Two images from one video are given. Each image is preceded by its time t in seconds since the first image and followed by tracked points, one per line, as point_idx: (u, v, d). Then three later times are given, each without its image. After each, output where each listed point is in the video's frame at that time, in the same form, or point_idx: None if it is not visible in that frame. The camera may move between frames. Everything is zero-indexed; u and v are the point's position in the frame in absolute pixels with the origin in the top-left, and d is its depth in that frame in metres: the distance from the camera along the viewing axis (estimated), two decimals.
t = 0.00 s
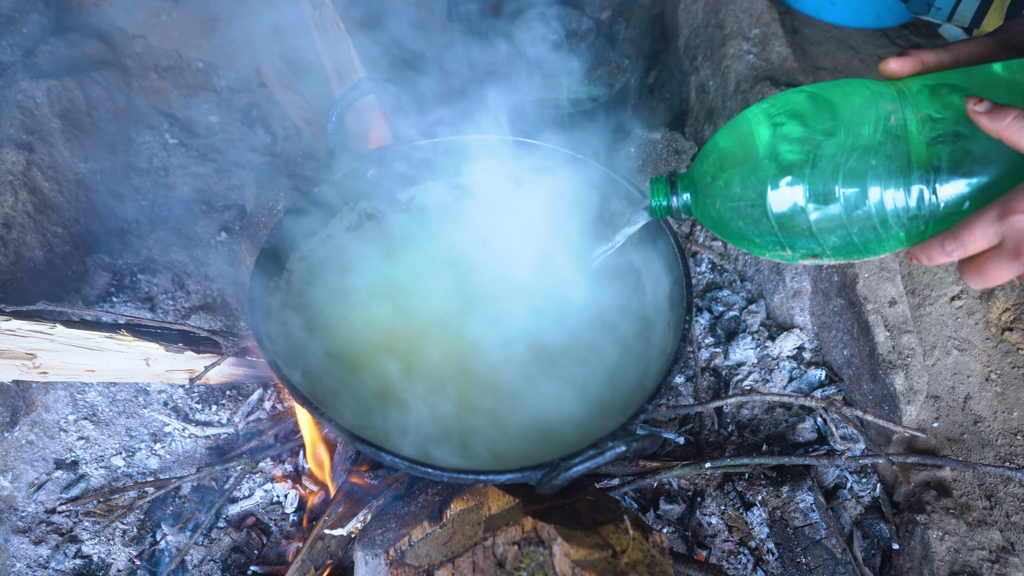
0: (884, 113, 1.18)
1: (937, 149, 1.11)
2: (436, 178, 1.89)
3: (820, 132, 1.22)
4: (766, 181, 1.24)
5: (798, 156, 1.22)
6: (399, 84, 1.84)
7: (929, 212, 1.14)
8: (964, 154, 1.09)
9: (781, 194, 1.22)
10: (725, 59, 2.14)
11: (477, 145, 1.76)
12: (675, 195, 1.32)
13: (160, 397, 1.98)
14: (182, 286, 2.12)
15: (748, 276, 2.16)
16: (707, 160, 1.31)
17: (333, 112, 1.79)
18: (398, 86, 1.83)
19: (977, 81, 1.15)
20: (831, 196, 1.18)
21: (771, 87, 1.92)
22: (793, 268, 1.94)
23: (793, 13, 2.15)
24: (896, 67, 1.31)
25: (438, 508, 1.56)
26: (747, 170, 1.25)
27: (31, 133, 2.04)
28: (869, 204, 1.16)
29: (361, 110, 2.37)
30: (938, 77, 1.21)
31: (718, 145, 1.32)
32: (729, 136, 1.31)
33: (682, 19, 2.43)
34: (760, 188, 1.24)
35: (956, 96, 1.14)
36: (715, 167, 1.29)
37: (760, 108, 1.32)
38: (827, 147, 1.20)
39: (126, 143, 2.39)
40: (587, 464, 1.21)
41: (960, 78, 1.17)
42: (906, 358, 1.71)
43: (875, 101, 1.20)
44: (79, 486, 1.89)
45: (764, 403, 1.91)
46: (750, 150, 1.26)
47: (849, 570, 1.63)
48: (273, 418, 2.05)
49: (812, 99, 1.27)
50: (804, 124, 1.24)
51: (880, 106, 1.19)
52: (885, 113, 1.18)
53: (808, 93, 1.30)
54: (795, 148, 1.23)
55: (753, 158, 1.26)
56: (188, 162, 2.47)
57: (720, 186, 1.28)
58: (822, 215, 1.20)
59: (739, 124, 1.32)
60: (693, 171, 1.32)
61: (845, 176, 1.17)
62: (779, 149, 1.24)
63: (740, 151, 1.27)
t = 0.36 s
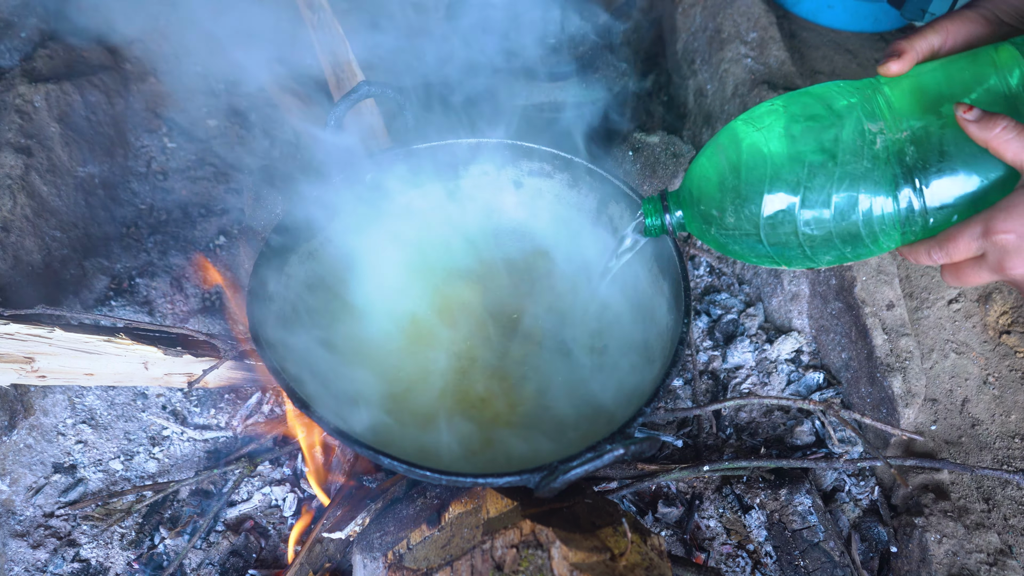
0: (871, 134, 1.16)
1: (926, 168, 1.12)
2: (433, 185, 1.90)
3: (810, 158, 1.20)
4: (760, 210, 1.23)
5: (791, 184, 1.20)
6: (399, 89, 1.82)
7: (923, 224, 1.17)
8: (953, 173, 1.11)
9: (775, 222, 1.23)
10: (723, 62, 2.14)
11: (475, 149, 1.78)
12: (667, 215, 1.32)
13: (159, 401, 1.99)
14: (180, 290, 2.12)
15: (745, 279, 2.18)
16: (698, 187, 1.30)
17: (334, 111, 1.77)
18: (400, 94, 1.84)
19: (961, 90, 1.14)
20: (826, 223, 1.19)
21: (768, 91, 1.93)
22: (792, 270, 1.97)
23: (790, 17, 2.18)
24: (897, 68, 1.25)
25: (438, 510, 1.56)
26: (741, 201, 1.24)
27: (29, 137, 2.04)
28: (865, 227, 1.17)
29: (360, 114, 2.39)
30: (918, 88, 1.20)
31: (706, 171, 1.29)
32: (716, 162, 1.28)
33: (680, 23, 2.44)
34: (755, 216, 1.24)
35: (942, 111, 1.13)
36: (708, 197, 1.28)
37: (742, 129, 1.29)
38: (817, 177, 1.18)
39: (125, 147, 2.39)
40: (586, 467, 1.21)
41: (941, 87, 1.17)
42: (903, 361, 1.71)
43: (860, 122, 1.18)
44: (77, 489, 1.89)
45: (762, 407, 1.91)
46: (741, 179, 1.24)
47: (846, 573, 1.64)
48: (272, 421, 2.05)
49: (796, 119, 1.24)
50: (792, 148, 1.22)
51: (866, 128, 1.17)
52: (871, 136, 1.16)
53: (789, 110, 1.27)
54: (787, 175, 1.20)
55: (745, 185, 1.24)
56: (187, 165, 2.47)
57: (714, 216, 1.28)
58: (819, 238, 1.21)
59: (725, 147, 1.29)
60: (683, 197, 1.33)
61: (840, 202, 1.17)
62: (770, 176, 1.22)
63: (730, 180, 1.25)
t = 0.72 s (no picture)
0: (873, 118, 1.19)
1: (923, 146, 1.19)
2: (434, 184, 1.91)
3: (814, 148, 1.21)
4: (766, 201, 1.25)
5: (796, 175, 1.22)
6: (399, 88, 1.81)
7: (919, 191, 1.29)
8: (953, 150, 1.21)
9: (781, 209, 1.26)
10: (723, 63, 2.14)
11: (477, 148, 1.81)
12: (665, 197, 1.29)
13: (158, 401, 1.99)
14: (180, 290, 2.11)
15: (745, 280, 2.19)
16: (702, 179, 1.28)
17: (332, 114, 1.76)
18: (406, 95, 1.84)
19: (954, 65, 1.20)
20: (831, 207, 1.24)
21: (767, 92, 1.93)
22: (791, 270, 2.01)
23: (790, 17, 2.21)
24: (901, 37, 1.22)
25: (438, 511, 1.56)
26: (746, 193, 1.25)
27: (29, 137, 2.05)
28: (867, 206, 1.25)
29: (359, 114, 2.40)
30: (908, 62, 1.24)
31: (709, 162, 1.27)
32: (718, 154, 1.26)
33: (680, 25, 2.45)
34: (760, 207, 1.26)
35: (940, 89, 1.18)
36: (710, 189, 1.27)
37: (740, 117, 1.27)
38: (823, 168, 1.21)
39: (124, 147, 2.39)
40: (586, 467, 1.21)
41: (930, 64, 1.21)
42: (903, 362, 1.71)
43: (861, 104, 1.21)
44: (77, 489, 1.88)
45: (762, 407, 1.91)
46: (746, 172, 1.24)
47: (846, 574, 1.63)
48: (272, 421, 2.05)
49: (794, 106, 1.24)
50: (795, 138, 1.22)
51: (868, 110, 1.20)
52: (874, 119, 1.20)
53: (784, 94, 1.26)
54: (793, 166, 1.22)
55: (750, 178, 1.24)
56: (187, 166, 2.47)
57: (717, 207, 1.29)
58: (822, 219, 1.27)
59: (725, 136, 1.27)
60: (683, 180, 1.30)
61: (844, 185, 1.22)
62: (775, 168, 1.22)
63: (734, 173, 1.25)
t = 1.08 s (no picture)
0: (872, 116, 1.20)
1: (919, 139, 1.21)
2: (434, 185, 1.91)
3: (815, 148, 1.21)
4: (769, 199, 1.28)
5: (798, 175, 1.23)
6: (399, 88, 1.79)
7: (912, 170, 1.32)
8: (947, 138, 1.23)
9: (783, 205, 1.29)
10: (723, 63, 2.14)
11: (477, 148, 1.81)
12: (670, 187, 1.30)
13: (159, 401, 2.00)
14: (180, 290, 2.11)
15: (745, 280, 2.20)
16: (705, 176, 1.28)
17: (333, 115, 1.76)
18: (401, 93, 1.81)
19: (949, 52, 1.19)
20: (832, 200, 1.27)
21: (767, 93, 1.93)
22: (792, 271, 2.01)
23: (791, 17, 2.23)
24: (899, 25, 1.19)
25: (438, 511, 1.56)
26: (750, 191, 1.27)
27: (30, 137, 2.05)
28: (866, 197, 1.28)
29: (360, 115, 2.39)
30: (904, 52, 1.23)
31: (711, 162, 1.28)
32: (719, 155, 1.26)
33: (680, 25, 2.45)
34: (764, 204, 1.29)
35: (937, 81, 1.18)
36: (713, 188, 1.29)
37: (740, 116, 1.26)
38: (824, 167, 1.22)
39: (125, 147, 2.39)
40: (586, 467, 1.21)
41: (927, 54, 1.21)
42: (904, 362, 1.71)
43: (860, 101, 1.21)
44: (78, 489, 1.88)
45: (763, 407, 1.91)
46: (748, 173, 1.25)
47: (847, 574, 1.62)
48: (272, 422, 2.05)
49: (794, 106, 1.23)
50: (796, 139, 1.21)
51: (866, 107, 1.20)
52: (872, 116, 1.20)
53: (783, 92, 1.24)
54: (794, 166, 1.23)
55: (753, 178, 1.25)
56: (187, 166, 2.48)
57: (721, 204, 1.32)
58: (823, 210, 1.31)
59: (726, 136, 1.25)
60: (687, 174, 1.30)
61: (845, 180, 1.24)
62: (777, 169, 1.23)
63: (736, 174, 1.25)
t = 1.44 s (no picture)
0: (881, 115, 1.19)
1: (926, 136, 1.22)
2: (434, 185, 1.91)
3: (824, 146, 1.21)
4: (778, 199, 1.29)
5: (807, 174, 1.24)
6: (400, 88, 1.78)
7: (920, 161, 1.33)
8: (955, 133, 1.24)
9: (792, 202, 1.29)
10: (723, 65, 2.15)
11: (477, 150, 1.82)
12: (676, 185, 1.32)
13: (160, 402, 1.99)
14: (181, 291, 2.11)
15: (745, 281, 2.20)
16: (715, 175, 1.29)
17: (333, 116, 1.76)
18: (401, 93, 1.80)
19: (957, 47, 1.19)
20: (841, 198, 1.28)
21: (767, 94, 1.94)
22: (792, 273, 2.02)
23: (791, 18, 2.22)
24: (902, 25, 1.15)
25: (438, 512, 1.56)
26: (760, 191, 1.28)
27: (31, 138, 2.05)
28: (875, 192, 1.29)
29: (360, 115, 2.39)
30: (913, 47, 1.22)
31: (720, 163, 1.27)
32: (728, 156, 1.26)
33: (680, 26, 2.46)
34: (773, 203, 1.30)
35: (946, 77, 1.18)
36: (722, 188, 1.30)
37: (749, 116, 1.24)
38: (832, 166, 1.23)
39: (126, 148, 2.39)
40: (586, 469, 1.21)
41: (936, 50, 1.20)
42: (903, 363, 1.71)
43: (869, 98, 1.20)
44: (78, 490, 1.89)
45: (763, 408, 1.91)
46: (758, 174, 1.25)
47: None
48: (272, 422, 2.04)
49: (803, 106, 1.21)
50: (806, 139, 1.21)
51: (875, 105, 1.19)
52: (881, 114, 1.20)
53: (791, 91, 1.23)
54: (803, 166, 1.23)
55: (762, 179, 1.26)
56: (188, 167, 2.48)
57: (730, 203, 1.33)
58: (831, 207, 1.32)
59: (735, 138, 1.24)
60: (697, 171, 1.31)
61: (853, 178, 1.25)
62: (786, 169, 1.23)
63: (746, 175, 1.26)
